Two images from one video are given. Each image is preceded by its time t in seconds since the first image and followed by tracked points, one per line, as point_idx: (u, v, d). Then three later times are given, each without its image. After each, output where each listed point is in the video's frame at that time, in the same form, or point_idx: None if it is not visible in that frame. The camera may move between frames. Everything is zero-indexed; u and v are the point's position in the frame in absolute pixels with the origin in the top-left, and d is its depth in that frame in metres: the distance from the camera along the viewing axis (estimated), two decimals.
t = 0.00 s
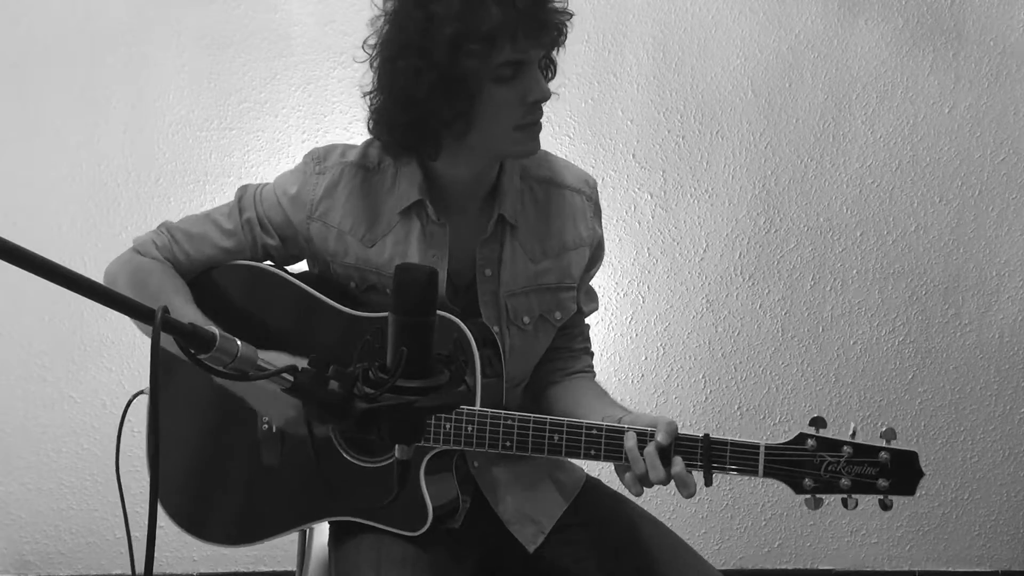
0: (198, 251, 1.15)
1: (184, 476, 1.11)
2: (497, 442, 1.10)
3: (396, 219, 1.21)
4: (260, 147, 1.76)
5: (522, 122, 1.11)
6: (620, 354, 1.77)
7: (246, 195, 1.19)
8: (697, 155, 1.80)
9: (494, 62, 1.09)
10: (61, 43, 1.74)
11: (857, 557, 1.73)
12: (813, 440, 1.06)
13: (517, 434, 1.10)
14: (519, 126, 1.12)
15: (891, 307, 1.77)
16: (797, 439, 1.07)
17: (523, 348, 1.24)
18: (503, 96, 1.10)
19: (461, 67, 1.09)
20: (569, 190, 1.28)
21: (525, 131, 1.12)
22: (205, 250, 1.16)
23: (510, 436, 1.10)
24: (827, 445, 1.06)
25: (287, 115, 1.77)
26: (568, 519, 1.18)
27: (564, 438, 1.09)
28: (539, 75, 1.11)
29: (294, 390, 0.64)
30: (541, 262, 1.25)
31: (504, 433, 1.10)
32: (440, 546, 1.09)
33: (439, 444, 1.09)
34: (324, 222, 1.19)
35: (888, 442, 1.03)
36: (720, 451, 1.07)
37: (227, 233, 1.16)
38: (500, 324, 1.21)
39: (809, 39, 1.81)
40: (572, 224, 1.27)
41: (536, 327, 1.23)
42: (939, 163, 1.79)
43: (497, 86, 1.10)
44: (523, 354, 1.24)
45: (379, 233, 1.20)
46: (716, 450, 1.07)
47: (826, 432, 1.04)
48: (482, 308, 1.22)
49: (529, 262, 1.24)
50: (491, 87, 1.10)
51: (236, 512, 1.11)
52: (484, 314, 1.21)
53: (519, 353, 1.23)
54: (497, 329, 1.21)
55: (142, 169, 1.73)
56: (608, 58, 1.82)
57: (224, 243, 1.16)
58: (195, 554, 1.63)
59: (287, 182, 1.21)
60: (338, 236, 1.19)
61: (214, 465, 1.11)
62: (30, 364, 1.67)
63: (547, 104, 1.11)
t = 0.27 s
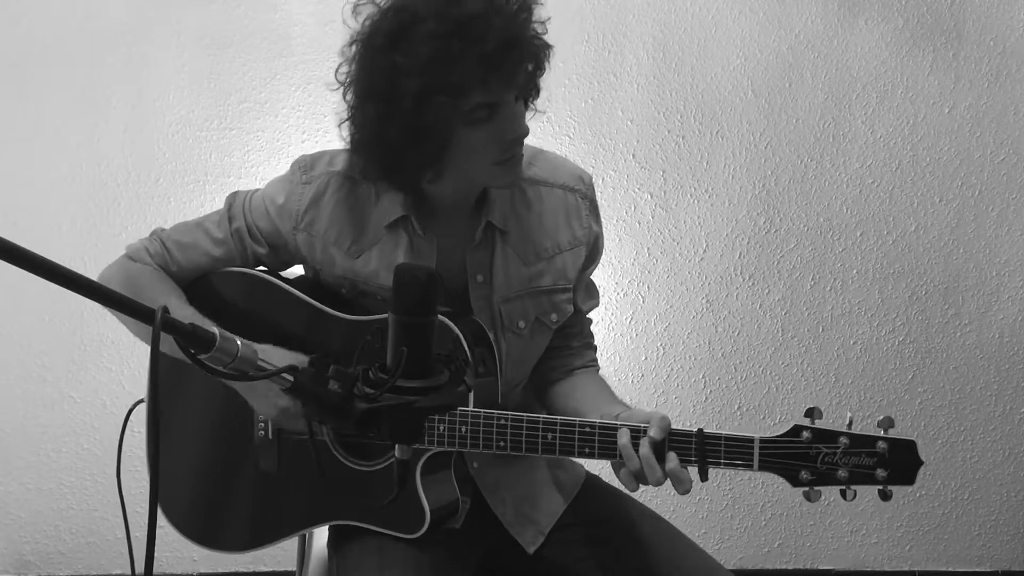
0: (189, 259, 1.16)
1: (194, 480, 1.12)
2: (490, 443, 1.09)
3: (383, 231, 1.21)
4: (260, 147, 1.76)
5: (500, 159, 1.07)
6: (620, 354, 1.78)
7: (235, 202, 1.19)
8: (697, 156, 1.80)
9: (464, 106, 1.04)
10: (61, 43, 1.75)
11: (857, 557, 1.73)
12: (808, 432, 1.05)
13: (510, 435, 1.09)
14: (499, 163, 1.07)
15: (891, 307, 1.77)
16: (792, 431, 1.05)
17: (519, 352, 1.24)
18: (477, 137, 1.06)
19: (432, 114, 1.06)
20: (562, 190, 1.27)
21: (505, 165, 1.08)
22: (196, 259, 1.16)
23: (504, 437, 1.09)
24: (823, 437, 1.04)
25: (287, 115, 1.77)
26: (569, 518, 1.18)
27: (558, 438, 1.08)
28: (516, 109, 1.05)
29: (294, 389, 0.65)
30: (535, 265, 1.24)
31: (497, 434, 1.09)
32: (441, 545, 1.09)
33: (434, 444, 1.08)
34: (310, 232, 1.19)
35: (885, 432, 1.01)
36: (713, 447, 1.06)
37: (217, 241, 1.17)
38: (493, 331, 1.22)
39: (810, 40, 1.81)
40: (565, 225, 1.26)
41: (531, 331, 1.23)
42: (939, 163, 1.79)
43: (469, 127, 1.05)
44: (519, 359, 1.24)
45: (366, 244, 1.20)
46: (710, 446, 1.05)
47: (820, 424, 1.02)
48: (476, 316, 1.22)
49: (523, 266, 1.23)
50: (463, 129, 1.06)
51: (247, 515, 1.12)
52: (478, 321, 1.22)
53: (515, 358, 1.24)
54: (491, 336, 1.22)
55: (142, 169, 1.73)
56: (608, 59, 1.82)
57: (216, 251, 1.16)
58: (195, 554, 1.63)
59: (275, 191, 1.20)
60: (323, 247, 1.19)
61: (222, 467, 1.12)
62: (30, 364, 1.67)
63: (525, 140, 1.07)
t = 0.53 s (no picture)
0: (197, 255, 1.15)
1: (196, 484, 1.12)
2: (490, 436, 1.10)
3: (389, 233, 1.20)
4: (260, 147, 1.76)
5: (497, 188, 1.06)
6: (620, 354, 1.77)
7: (245, 198, 1.19)
8: (697, 156, 1.80)
9: (456, 145, 1.04)
10: (61, 44, 1.75)
11: (858, 557, 1.73)
12: (805, 426, 1.06)
13: (510, 427, 1.09)
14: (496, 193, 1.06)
15: (891, 307, 1.77)
16: (789, 425, 1.07)
17: (522, 355, 1.24)
18: (473, 170, 1.05)
19: (425, 153, 1.06)
20: (569, 197, 1.27)
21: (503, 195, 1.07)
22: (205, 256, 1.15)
23: (503, 429, 1.09)
24: (819, 431, 1.06)
25: (287, 115, 1.77)
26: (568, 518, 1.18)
27: (557, 431, 1.09)
28: (511, 140, 1.03)
29: (293, 389, 0.64)
30: (540, 270, 1.23)
31: (497, 426, 1.09)
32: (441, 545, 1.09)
33: (434, 437, 1.09)
34: (317, 232, 1.19)
35: (880, 426, 1.02)
36: (711, 440, 1.07)
37: (226, 239, 1.15)
38: (497, 335, 1.22)
39: (809, 40, 1.82)
40: (571, 232, 1.26)
41: (534, 335, 1.23)
42: (939, 163, 1.79)
43: (465, 163, 1.05)
44: (521, 362, 1.24)
45: (370, 247, 1.20)
46: (708, 439, 1.07)
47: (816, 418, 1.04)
48: (481, 319, 1.22)
49: (528, 271, 1.23)
50: (458, 164, 1.05)
51: (252, 511, 1.11)
52: (482, 324, 1.22)
53: (518, 361, 1.24)
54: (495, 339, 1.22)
55: (142, 169, 1.73)
56: (608, 59, 1.82)
57: (225, 250, 1.16)
58: (195, 554, 1.63)
59: (283, 188, 1.19)
60: (330, 247, 1.19)
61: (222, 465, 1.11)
62: (31, 364, 1.67)
63: (522, 170, 1.05)
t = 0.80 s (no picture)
0: (215, 245, 1.14)
1: (184, 480, 1.12)
2: (501, 432, 1.09)
3: (406, 226, 1.21)
4: (260, 147, 1.76)
5: (519, 178, 1.07)
6: (620, 354, 1.77)
7: (263, 191, 1.18)
8: (697, 156, 1.80)
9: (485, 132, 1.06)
10: (61, 44, 1.75)
11: (857, 557, 1.73)
12: (813, 430, 1.07)
13: (521, 423, 1.09)
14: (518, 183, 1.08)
15: (891, 307, 1.77)
16: (797, 429, 1.08)
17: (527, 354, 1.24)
18: (497, 158, 1.06)
19: (456, 138, 1.08)
20: (580, 203, 1.28)
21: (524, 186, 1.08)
22: (224, 246, 1.14)
23: (515, 425, 1.09)
24: (826, 436, 1.07)
25: (287, 115, 1.77)
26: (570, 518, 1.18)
27: (568, 428, 1.09)
28: (536, 132, 1.05)
29: (293, 389, 0.64)
30: (549, 272, 1.24)
31: (508, 421, 1.09)
32: (442, 546, 1.09)
33: (445, 431, 1.08)
34: (335, 224, 1.20)
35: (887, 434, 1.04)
36: (722, 442, 1.07)
37: (245, 229, 1.15)
38: (506, 332, 1.22)
39: (809, 40, 1.81)
40: (580, 237, 1.27)
41: (541, 336, 1.24)
42: (939, 163, 1.79)
43: (492, 151, 1.06)
44: (525, 361, 1.25)
45: (389, 238, 1.21)
46: (719, 440, 1.07)
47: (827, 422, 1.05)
48: (490, 316, 1.22)
49: (538, 272, 1.23)
50: (484, 150, 1.07)
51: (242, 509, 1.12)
52: (491, 320, 1.22)
53: (523, 359, 1.24)
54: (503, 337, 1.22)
55: (142, 169, 1.73)
56: (608, 58, 1.82)
57: (244, 240, 1.15)
58: (195, 553, 1.63)
59: (304, 182, 1.21)
60: (348, 238, 1.19)
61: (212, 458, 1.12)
62: (31, 364, 1.67)
63: (546, 163, 1.07)
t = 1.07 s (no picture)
0: (224, 237, 1.13)
1: (174, 448, 1.12)
2: (511, 424, 1.10)
3: (415, 213, 1.22)
4: (260, 147, 1.76)
5: (544, 136, 1.13)
6: (620, 354, 1.77)
7: (270, 183, 1.18)
8: (697, 156, 1.80)
9: (520, 79, 1.12)
10: (61, 44, 1.75)
11: (857, 557, 1.73)
12: (819, 423, 1.09)
13: (533, 416, 1.10)
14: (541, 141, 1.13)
15: (891, 307, 1.77)
16: (805, 421, 1.10)
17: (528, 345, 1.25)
18: (528, 111, 1.12)
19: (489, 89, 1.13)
20: (581, 202, 1.29)
21: (546, 145, 1.13)
22: (231, 237, 1.13)
23: (526, 418, 1.10)
24: (832, 428, 1.09)
25: (287, 115, 1.77)
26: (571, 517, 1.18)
27: (579, 419, 1.11)
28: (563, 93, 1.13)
29: (293, 390, 0.64)
30: (551, 265, 1.26)
31: (520, 414, 1.10)
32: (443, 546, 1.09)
33: (456, 424, 1.08)
34: (346, 212, 1.19)
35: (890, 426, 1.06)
36: (731, 433, 1.10)
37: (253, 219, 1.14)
38: (510, 322, 1.22)
39: (810, 40, 1.81)
40: (581, 233, 1.29)
41: (542, 327, 1.25)
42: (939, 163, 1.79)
43: (524, 103, 1.12)
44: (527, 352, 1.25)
45: (399, 225, 1.21)
46: (728, 432, 1.09)
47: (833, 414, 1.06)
48: (493, 306, 1.23)
49: (540, 264, 1.25)
50: (516, 102, 1.12)
51: (215, 494, 1.11)
52: (494, 310, 1.22)
53: (526, 350, 1.25)
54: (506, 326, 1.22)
55: (142, 170, 1.73)
56: (608, 58, 1.81)
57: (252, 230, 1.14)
58: (195, 553, 1.63)
59: (312, 172, 1.21)
60: (360, 225, 1.19)
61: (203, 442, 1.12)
62: (30, 364, 1.67)
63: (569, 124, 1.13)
